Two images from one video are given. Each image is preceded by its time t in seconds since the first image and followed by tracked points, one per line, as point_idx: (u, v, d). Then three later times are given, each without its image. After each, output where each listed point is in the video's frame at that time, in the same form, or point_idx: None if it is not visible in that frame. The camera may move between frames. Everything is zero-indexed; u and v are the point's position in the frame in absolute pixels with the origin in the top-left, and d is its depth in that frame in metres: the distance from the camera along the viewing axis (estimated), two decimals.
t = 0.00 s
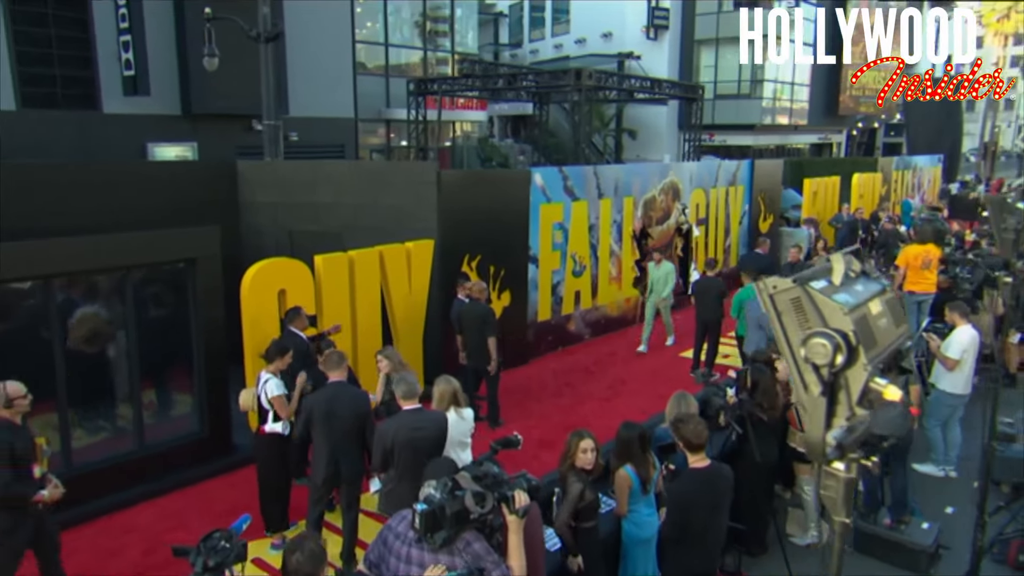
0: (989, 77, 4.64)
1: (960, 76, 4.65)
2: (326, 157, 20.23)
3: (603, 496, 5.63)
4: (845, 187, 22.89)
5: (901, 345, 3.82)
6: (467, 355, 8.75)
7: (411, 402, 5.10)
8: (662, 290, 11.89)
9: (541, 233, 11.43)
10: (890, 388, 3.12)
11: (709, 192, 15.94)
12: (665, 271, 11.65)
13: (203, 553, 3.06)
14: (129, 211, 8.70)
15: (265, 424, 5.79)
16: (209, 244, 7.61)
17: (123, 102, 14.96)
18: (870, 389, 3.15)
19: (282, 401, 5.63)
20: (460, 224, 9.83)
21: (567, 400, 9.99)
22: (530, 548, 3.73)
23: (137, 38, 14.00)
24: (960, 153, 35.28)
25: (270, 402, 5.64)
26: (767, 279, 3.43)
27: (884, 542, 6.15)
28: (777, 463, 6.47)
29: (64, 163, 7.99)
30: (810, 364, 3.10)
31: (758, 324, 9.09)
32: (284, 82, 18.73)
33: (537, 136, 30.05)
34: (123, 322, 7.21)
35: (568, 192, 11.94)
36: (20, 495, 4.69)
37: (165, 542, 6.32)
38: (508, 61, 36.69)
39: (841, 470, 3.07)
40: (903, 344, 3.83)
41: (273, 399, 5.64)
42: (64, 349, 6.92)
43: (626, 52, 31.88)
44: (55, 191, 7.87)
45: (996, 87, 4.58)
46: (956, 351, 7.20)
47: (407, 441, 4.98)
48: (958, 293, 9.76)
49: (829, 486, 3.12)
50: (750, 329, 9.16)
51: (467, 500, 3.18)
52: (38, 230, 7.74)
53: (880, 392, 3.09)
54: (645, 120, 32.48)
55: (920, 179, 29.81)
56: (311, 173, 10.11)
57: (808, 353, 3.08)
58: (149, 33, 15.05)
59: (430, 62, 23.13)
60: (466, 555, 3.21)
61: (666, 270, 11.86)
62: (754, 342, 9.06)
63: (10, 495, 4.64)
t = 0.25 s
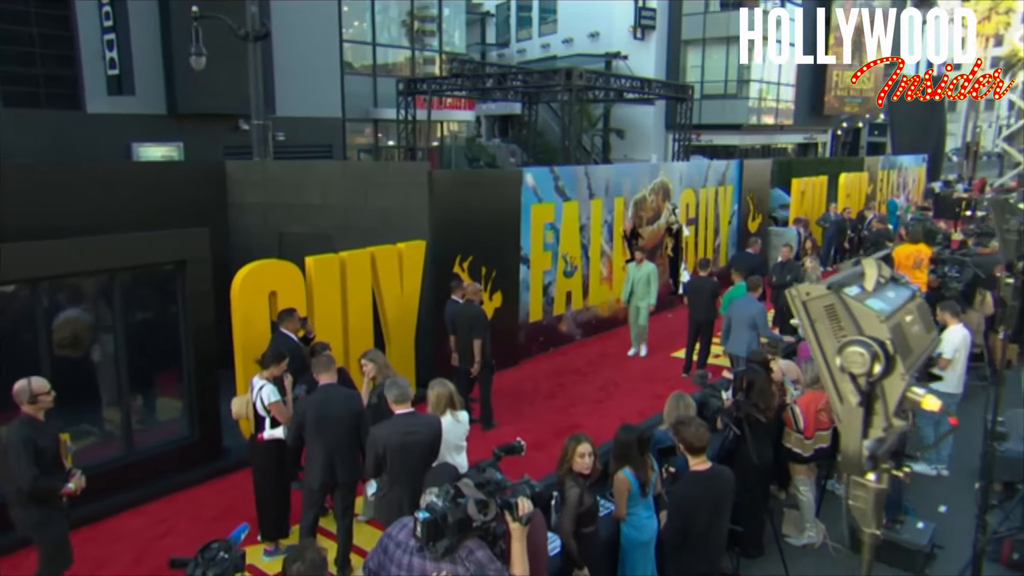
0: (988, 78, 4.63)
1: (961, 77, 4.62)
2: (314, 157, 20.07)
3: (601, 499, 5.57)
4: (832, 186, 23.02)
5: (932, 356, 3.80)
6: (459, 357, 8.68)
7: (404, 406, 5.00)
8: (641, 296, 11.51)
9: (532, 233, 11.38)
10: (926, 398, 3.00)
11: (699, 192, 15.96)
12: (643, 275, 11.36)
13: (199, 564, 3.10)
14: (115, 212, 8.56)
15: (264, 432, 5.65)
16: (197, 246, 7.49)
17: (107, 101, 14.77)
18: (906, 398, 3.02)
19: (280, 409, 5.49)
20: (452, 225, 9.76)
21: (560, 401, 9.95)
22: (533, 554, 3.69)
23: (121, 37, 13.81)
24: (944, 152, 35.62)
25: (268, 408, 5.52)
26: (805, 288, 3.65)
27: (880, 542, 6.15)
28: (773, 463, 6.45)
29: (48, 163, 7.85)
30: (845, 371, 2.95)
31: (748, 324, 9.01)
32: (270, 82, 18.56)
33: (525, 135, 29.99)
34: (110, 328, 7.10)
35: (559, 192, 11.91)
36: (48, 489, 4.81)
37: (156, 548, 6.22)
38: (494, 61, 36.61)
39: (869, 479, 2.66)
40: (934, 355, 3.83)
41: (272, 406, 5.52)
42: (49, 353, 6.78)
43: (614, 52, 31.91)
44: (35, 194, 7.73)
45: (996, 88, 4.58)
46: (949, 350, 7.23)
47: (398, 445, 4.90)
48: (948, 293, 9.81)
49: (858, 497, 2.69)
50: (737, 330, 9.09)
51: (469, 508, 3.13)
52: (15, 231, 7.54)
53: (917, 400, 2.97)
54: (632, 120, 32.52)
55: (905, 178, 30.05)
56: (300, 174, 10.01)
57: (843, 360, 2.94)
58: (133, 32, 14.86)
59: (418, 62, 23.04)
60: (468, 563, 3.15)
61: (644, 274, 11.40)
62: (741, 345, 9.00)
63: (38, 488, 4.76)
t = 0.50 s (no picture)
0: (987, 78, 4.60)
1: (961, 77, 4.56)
2: (301, 157, 19.94)
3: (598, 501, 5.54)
4: (819, 186, 23.16)
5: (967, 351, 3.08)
6: (451, 358, 8.62)
7: (397, 408, 4.97)
8: (625, 306, 11.01)
9: (523, 234, 11.34)
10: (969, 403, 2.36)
11: (687, 192, 15.99)
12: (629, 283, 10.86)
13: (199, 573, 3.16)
14: (101, 213, 8.43)
15: (258, 438, 5.56)
16: (185, 248, 7.38)
17: (90, 101, 14.57)
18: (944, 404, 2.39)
19: (275, 413, 5.45)
20: (443, 225, 9.70)
21: (551, 402, 9.91)
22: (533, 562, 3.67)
23: (104, 36, 13.62)
24: (927, 153, 35.98)
25: (264, 415, 5.46)
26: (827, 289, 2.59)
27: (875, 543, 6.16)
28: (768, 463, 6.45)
29: (31, 164, 7.71)
30: (880, 385, 2.33)
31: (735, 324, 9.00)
32: (257, 82, 18.42)
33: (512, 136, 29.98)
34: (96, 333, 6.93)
35: (549, 193, 11.87)
36: (69, 493, 4.75)
37: (148, 555, 6.13)
38: (481, 61, 36.54)
39: (899, 489, 2.31)
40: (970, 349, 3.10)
41: (267, 411, 5.47)
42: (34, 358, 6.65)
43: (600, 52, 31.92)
44: (24, 194, 7.63)
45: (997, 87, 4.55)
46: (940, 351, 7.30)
47: (394, 448, 4.85)
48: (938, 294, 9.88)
49: (888, 509, 2.33)
50: (725, 331, 9.09)
51: (471, 515, 3.07)
52: (7, 231, 7.52)
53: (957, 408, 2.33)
54: (619, 120, 32.58)
55: (889, 178, 30.31)
56: (289, 174, 9.90)
57: (878, 371, 2.32)
58: (116, 30, 14.68)
59: (404, 61, 22.92)
60: (471, 571, 3.10)
61: (627, 282, 10.85)
62: (733, 347, 9.00)
63: (60, 493, 4.70)
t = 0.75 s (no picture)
0: (988, 77, 4.78)
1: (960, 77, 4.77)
2: (286, 157, 19.77)
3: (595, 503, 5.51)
4: (803, 185, 23.31)
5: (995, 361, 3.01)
6: (443, 359, 8.56)
7: (392, 409, 4.95)
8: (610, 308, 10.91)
9: (512, 234, 11.30)
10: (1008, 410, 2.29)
11: (675, 191, 16.02)
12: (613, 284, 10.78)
13: None
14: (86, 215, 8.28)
15: (250, 444, 5.47)
16: (173, 250, 7.26)
17: (71, 100, 14.36)
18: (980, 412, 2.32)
19: (269, 420, 5.36)
20: (432, 226, 9.64)
21: (542, 403, 9.89)
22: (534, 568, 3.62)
23: (85, 34, 13.42)
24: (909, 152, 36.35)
25: (257, 420, 5.38)
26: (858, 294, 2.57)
27: (868, 541, 6.18)
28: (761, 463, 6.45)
29: (12, 164, 7.56)
30: (915, 392, 2.28)
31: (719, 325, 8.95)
32: (241, 81, 18.24)
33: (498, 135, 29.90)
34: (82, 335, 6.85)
35: (538, 193, 11.84)
36: (97, 500, 4.69)
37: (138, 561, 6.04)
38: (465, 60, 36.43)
39: (926, 497, 2.26)
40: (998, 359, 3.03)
41: (261, 417, 5.38)
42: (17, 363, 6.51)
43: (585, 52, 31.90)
44: (14, 194, 7.59)
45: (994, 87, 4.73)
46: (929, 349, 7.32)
47: (390, 450, 4.79)
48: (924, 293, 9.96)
49: (915, 516, 2.29)
50: (709, 331, 9.00)
51: (472, 521, 3.03)
52: None
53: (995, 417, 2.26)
54: (604, 120, 32.62)
55: (872, 177, 30.59)
56: (277, 174, 9.79)
57: (912, 378, 2.26)
58: (96, 29, 14.46)
59: (390, 61, 22.81)
60: None
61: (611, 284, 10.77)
62: (719, 348, 8.93)
63: (88, 501, 4.62)
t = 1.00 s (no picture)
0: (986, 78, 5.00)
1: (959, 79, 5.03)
2: (272, 157, 19.61)
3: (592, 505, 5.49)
4: (790, 185, 23.44)
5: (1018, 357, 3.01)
6: (434, 361, 8.50)
7: (391, 409, 4.93)
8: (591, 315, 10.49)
9: (502, 234, 11.26)
10: None
11: (664, 191, 16.04)
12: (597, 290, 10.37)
13: None
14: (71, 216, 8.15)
15: (244, 448, 5.41)
16: (161, 252, 7.16)
17: (54, 100, 14.16)
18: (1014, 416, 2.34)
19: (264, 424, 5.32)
20: (423, 226, 9.58)
21: (534, 404, 9.86)
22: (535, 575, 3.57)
23: (68, 33, 13.24)
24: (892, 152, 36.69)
25: (250, 424, 5.33)
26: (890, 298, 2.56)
27: (862, 540, 6.20)
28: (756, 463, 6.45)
29: None
30: (948, 400, 2.30)
31: (705, 324, 8.91)
32: (226, 80, 18.07)
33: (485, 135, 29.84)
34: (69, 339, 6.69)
35: (529, 193, 11.81)
36: (121, 505, 4.76)
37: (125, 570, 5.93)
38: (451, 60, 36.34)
39: (953, 504, 2.33)
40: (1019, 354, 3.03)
41: (254, 421, 5.34)
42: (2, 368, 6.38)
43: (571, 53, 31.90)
44: None
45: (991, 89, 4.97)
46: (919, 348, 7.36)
47: (390, 451, 4.76)
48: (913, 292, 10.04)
49: (941, 523, 2.36)
50: (695, 332, 8.98)
51: (475, 527, 3.00)
52: None
53: None
54: (591, 120, 32.66)
55: (857, 177, 30.84)
56: (265, 175, 9.70)
57: (946, 386, 2.28)
58: (79, 27, 14.27)
59: (376, 61, 22.69)
60: None
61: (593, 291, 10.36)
62: (705, 348, 8.91)
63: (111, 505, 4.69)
